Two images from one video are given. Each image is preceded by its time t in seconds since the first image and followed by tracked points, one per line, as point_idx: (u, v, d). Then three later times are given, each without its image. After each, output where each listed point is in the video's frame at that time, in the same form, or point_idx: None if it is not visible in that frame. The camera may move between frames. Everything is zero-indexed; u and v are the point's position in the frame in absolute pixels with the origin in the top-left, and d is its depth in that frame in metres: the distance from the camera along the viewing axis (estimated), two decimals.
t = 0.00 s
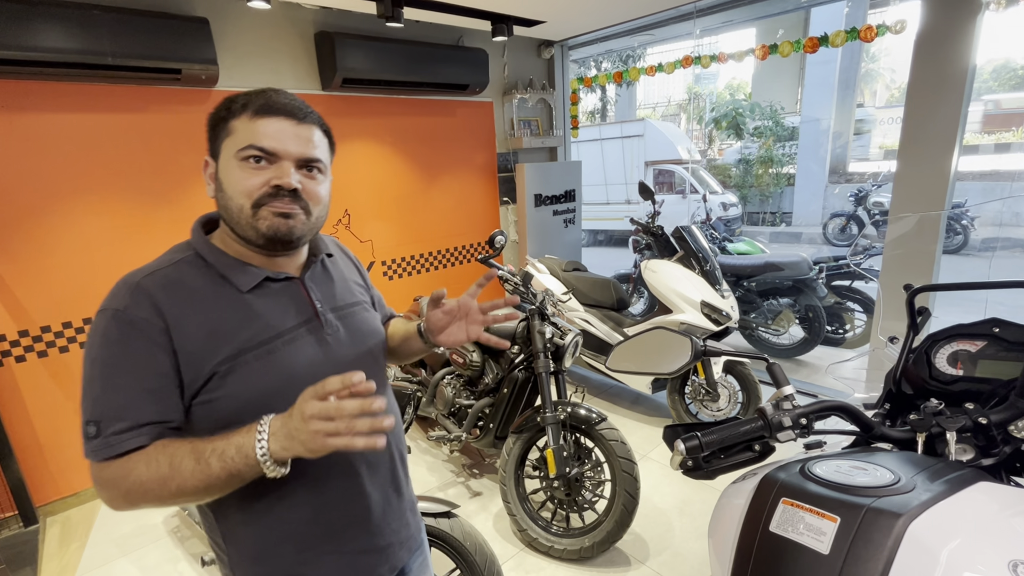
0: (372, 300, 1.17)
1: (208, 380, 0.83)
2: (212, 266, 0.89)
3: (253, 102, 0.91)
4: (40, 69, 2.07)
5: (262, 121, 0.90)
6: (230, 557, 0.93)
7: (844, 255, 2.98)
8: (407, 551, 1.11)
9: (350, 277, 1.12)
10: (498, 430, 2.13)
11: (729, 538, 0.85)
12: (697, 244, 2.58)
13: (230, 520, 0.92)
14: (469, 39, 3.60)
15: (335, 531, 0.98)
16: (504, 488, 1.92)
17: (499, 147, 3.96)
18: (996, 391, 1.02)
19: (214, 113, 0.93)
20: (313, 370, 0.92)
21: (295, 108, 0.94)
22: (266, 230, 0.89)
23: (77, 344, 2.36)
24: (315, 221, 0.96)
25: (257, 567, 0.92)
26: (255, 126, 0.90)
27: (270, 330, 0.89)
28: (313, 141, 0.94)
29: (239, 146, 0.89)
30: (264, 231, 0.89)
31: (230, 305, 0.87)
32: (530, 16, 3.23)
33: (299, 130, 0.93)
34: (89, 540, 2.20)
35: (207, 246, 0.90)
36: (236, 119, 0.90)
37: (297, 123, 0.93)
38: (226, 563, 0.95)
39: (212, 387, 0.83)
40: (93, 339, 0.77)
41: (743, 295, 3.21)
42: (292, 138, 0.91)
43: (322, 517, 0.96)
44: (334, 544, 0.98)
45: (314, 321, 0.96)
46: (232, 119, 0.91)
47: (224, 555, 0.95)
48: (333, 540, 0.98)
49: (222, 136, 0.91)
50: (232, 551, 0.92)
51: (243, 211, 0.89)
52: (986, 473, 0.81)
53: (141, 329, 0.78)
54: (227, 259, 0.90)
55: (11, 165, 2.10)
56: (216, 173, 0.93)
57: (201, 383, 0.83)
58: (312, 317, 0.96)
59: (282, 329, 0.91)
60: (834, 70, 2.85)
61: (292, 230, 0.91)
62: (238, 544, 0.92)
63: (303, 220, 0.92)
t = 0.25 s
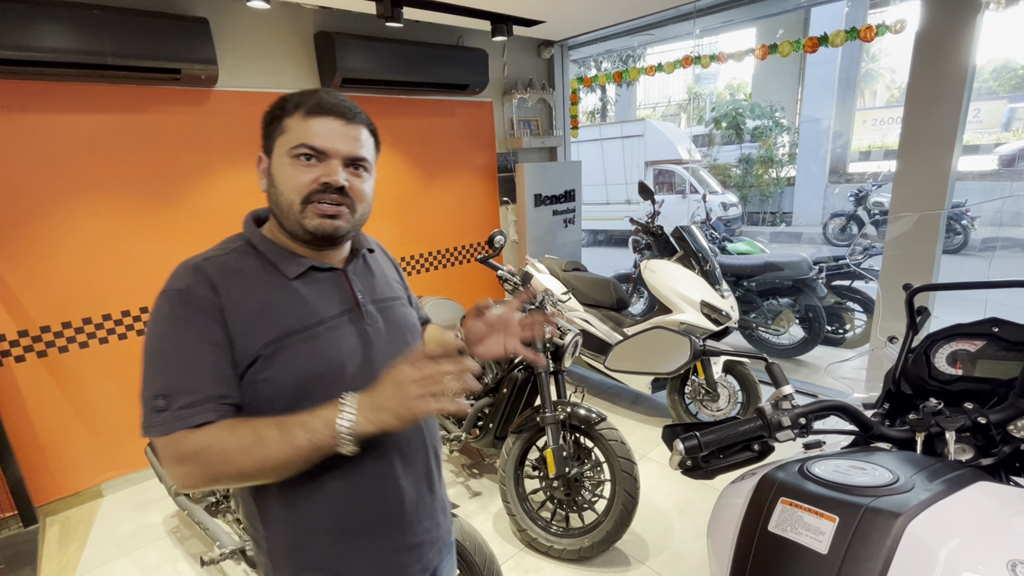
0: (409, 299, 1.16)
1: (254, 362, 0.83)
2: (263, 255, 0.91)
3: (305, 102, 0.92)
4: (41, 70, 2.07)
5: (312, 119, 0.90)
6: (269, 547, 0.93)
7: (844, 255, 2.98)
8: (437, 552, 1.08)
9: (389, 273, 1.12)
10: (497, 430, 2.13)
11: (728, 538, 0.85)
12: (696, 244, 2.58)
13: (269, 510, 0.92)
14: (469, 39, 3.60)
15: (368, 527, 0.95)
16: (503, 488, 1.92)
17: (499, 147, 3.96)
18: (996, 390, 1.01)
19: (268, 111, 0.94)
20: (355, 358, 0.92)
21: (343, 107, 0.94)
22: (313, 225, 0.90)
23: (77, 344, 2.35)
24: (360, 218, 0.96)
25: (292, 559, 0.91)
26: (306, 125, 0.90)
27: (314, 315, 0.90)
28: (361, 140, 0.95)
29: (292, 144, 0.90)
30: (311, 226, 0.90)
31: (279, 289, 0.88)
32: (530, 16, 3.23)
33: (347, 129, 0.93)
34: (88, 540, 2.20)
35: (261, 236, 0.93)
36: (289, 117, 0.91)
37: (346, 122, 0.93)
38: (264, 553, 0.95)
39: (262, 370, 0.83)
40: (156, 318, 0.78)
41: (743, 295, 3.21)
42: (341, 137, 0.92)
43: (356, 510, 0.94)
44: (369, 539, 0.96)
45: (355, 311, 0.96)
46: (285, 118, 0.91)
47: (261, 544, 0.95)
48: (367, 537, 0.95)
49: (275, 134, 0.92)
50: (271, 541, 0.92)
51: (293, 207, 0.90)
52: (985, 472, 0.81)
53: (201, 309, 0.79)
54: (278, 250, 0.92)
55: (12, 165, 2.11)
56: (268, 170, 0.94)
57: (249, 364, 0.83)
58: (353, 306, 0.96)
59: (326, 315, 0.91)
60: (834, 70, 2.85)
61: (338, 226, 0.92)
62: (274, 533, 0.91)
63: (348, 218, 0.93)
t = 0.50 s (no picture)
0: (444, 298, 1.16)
1: (305, 352, 0.84)
2: (310, 250, 0.92)
3: (345, 103, 0.91)
4: (40, 70, 2.07)
5: (354, 122, 0.90)
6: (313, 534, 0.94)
7: (843, 255, 2.98)
8: (473, 540, 1.09)
9: (426, 272, 1.13)
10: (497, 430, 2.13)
11: (726, 538, 0.85)
12: (695, 244, 2.58)
13: (316, 494, 0.92)
14: (468, 39, 3.60)
15: (413, 513, 0.97)
16: (502, 488, 1.91)
17: (498, 147, 3.96)
18: (994, 390, 1.02)
19: (309, 115, 0.94)
20: (399, 349, 0.92)
21: (382, 109, 0.94)
22: (358, 224, 0.90)
23: (75, 344, 2.35)
24: (400, 217, 0.97)
25: (340, 546, 0.92)
26: (347, 127, 0.90)
27: (361, 307, 0.90)
28: (400, 139, 0.94)
29: (334, 146, 0.90)
30: (357, 225, 0.90)
31: (327, 282, 0.89)
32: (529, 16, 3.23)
33: (387, 130, 0.92)
34: (86, 540, 2.20)
35: (308, 232, 0.93)
36: (330, 121, 0.91)
37: (385, 121, 0.92)
38: (308, 542, 0.95)
39: (311, 359, 0.84)
40: (211, 307, 0.79)
41: (742, 295, 3.20)
42: (381, 137, 0.91)
43: (405, 494, 0.95)
44: (414, 525, 0.98)
45: (397, 305, 0.97)
46: (327, 120, 0.91)
47: (304, 532, 0.96)
48: (413, 521, 0.97)
49: (317, 137, 0.92)
50: (318, 529, 0.93)
51: (339, 208, 0.90)
52: (983, 472, 0.81)
53: (254, 299, 0.81)
54: (325, 244, 0.93)
55: (9, 165, 2.11)
56: (313, 172, 0.94)
57: (300, 354, 0.83)
58: (395, 300, 0.97)
59: (372, 307, 0.92)
60: (833, 70, 2.85)
61: (382, 225, 0.92)
62: (322, 517, 0.92)
63: (391, 217, 0.93)
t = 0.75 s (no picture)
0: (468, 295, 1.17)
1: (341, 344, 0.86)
2: (340, 247, 0.94)
3: (355, 103, 0.91)
4: (38, 71, 2.07)
5: (364, 122, 0.89)
6: (337, 524, 0.95)
7: (842, 255, 2.98)
8: (497, 531, 1.08)
9: (452, 269, 1.14)
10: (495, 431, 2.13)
11: (724, 538, 0.85)
12: (694, 244, 2.58)
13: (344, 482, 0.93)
14: (467, 39, 3.60)
15: (436, 501, 0.98)
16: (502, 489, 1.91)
17: (497, 148, 3.96)
18: (991, 390, 1.02)
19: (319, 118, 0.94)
20: (426, 346, 0.94)
21: (392, 105, 0.93)
22: (380, 223, 0.92)
23: (73, 345, 2.34)
24: (419, 211, 0.98)
25: (364, 533, 0.94)
26: (359, 129, 0.89)
27: (391, 303, 0.92)
28: (412, 134, 0.94)
29: (348, 148, 0.90)
30: (377, 224, 0.92)
31: (359, 278, 0.90)
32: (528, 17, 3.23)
33: (398, 127, 0.91)
34: (85, 542, 2.20)
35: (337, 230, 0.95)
36: (342, 124, 0.90)
37: (395, 118, 0.92)
38: (331, 531, 0.95)
39: (348, 352, 0.86)
40: (254, 299, 0.82)
41: (741, 295, 3.21)
42: (393, 134, 0.91)
43: (429, 484, 0.97)
44: (437, 513, 0.98)
45: (422, 303, 0.96)
46: (338, 123, 0.91)
47: (328, 521, 0.96)
48: (436, 510, 0.98)
49: (331, 140, 0.92)
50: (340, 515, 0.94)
51: (359, 209, 0.91)
52: (980, 472, 0.81)
53: (294, 292, 0.82)
54: (352, 242, 0.94)
55: (7, 166, 2.11)
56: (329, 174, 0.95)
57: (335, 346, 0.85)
58: (422, 296, 0.97)
59: (402, 303, 0.93)
60: (832, 71, 2.86)
61: (401, 222, 0.94)
62: (345, 506, 0.94)
63: (409, 213, 0.94)
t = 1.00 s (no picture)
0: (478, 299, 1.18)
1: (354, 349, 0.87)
2: (358, 249, 0.93)
3: (394, 105, 0.92)
4: (37, 72, 2.07)
5: (404, 124, 0.91)
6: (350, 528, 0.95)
7: (841, 255, 2.98)
8: (506, 533, 1.10)
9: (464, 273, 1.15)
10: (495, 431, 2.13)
11: (723, 539, 0.85)
12: (694, 245, 2.58)
13: (356, 485, 0.93)
14: (466, 40, 3.60)
15: (450, 505, 0.98)
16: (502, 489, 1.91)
17: (496, 148, 3.95)
18: (991, 391, 1.02)
19: (358, 117, 0.95)
20: (441, 350, 0.95)
21: (430, 112, 0.94)
22: (402, 225, 0.91)
23: (72, 347, 2.34)
24: (443, 218, 0.97)
25: (377, 536, 0.94)
26: (396, 129, 0.90)
27: (406, 308, 0.92)
28: (447, 141, 0.95)
29: (382, 147, 0.91)
30: (401, 225, 0.91)
31: (374, 283, 0.91)
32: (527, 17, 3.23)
33: (434, 132, 0.92)
34: (85, 542, 2.20)
35: (355, 231, 0.95)
36: (380, 123, 0.92)
37: (433, 124, 0.93)
38: (345, 533, 0.96)
39: (360, 356, 0.87)
40: (264, 304, 0.81)
41: (740, 295, 3.21)
42: (429, 138, 0.92)
43: (441, 490, 0.97)
44: (450, 517, 0.98)
45: (439, 306, 0.98)
46: (375, 123, 0.92)
47: (341, 524, 0.96)
48: (449, 514, 0.98)
49: (367, 139, 0.93)
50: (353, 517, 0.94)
51: (385, 208, 0.91)
52: (980, 472, 0.81)
53: (308, 297, 0.82)
54: (372, 244, 0.94)
55: (6, 167, 2.11)
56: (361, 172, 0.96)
57: (350, 351, 0.86)
58: (437, 301, 0.98)
59: (417, 308, 0.94)
60: (831, 71, 2.86)
61: (426, 227, 0.93)
62: (359, 510, 0.94)
63: (434, 218, 0.94)
